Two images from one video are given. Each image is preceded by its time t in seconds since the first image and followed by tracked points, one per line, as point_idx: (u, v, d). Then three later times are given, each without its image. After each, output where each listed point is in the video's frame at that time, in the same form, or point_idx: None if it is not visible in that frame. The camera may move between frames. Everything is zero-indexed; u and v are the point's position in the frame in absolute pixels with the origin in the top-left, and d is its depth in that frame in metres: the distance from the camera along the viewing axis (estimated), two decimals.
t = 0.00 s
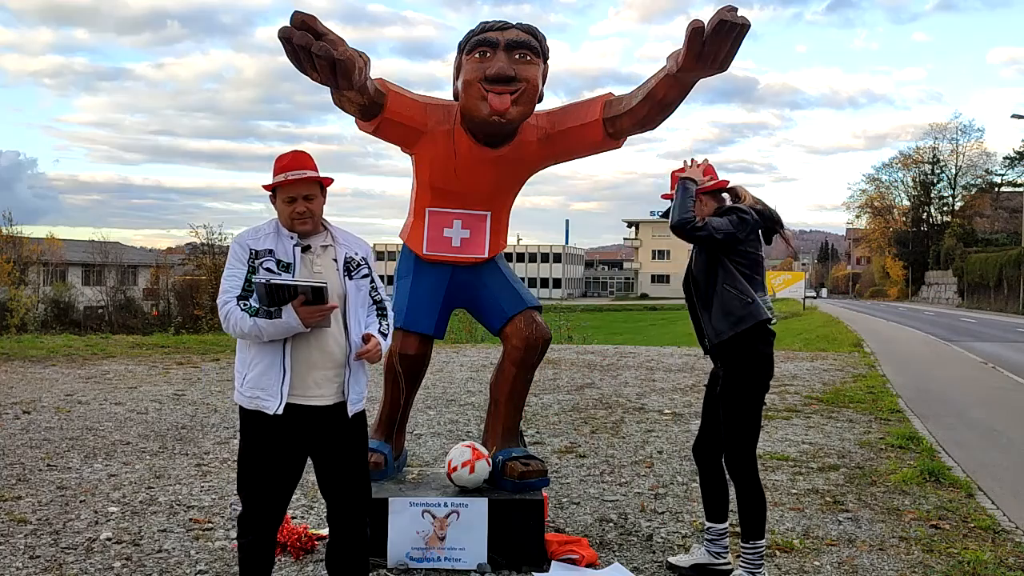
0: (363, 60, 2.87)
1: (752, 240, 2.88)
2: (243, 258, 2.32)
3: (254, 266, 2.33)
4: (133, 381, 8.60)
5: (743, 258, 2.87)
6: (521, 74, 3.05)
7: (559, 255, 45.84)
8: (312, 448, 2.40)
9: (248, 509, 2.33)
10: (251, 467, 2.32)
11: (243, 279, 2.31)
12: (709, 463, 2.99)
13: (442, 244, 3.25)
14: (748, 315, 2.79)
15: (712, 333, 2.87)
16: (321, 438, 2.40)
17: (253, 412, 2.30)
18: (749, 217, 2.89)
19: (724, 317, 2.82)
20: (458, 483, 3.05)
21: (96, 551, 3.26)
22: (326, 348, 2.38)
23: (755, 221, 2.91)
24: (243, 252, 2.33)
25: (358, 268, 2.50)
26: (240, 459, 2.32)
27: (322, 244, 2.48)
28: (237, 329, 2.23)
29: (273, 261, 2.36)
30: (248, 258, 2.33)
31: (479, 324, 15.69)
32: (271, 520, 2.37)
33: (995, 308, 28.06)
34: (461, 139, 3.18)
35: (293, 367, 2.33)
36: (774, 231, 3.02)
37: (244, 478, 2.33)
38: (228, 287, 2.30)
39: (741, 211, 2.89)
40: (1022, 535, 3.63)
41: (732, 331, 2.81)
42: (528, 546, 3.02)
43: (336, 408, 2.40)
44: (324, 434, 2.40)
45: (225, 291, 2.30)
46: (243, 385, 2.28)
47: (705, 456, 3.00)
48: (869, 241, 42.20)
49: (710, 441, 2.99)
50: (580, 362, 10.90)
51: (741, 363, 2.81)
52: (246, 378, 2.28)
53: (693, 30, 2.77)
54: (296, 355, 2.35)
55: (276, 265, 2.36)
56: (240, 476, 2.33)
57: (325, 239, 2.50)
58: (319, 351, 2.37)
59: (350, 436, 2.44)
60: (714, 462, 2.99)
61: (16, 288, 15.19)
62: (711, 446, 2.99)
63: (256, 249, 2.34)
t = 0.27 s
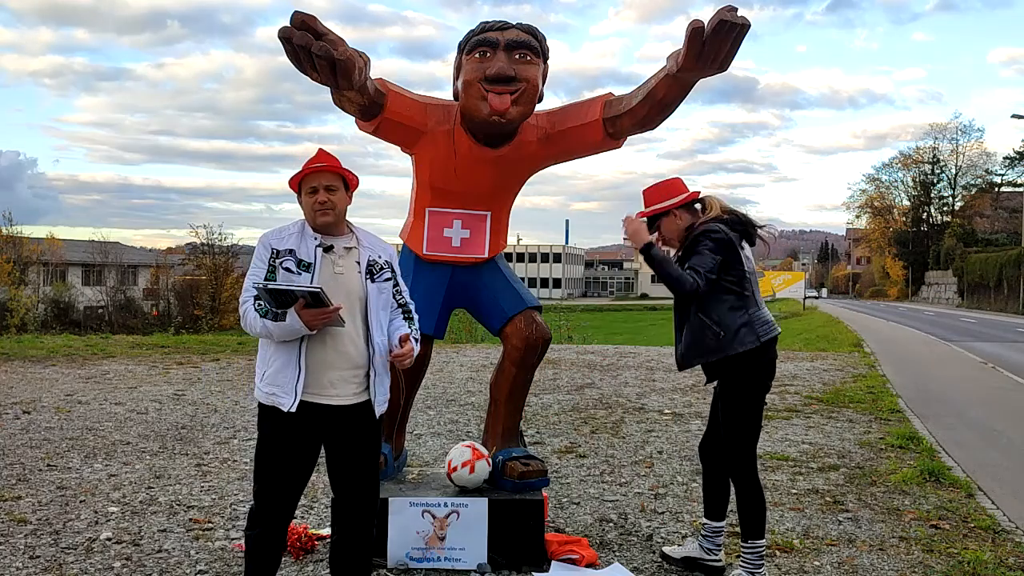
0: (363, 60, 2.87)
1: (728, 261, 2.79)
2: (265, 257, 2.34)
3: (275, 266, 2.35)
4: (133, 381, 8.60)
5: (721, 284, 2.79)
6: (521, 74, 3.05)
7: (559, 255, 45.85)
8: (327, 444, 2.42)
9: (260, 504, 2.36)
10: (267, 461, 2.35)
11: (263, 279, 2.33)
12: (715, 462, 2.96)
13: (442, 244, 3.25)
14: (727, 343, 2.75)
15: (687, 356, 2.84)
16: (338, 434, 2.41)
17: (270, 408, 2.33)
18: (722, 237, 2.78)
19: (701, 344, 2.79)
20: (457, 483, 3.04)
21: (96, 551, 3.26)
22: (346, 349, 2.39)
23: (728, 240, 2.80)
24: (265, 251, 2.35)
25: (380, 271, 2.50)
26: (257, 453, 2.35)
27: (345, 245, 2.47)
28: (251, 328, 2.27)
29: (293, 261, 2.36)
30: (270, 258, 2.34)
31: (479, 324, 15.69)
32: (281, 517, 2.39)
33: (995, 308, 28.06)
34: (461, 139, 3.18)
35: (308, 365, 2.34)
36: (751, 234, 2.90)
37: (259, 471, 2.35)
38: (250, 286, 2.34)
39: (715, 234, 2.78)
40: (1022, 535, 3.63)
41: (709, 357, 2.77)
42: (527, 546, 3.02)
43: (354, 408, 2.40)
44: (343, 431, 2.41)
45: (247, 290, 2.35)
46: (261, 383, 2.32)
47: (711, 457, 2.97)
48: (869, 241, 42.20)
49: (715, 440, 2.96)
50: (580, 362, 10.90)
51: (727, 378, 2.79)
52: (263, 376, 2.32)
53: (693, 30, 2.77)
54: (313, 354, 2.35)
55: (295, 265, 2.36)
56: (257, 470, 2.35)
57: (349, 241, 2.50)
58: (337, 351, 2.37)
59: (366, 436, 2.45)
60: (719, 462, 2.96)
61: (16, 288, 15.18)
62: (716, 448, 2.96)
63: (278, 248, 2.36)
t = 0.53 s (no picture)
0: (363, 60, 2.87)
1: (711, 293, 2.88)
2: (274, 251, 2.37)
3: (283, 260, 2.37)
4: (133, 381, 8.60)
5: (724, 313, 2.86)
6: (521, 74, 3.05)
7: (559, 255, 45.85)
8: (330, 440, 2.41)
9: (262, 497, 2.36)
10: (272, 454, 2.35)
11: (270, 273, 2.35)
12: (704, 465, 2.90)
13: (442, 244, 3.25)
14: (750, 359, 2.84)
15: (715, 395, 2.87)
16: (344, 428, 2.40)
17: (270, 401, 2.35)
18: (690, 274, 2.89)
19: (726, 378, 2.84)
20: (458, 483, 3.05)
21: (96, 551, 3.26)
22: (349, 347, 2.38)
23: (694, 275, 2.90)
24: (275, 246, 2.38)
25: (389, 271, 2.47)
26: (263, 447, 2.35)
27: (354, 244, 2.46)
28: (252, 321, 2.31)
29: (301, 257, 2.38)
30: (278, 252, 2.37)
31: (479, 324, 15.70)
32: (281, 514, 2.39)
33: (995, 308, 28.05)
34: (461, 139, 3.18)
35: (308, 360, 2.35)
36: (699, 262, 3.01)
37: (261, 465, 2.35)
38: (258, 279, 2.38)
39: (684, 276, 2.86)
40: (1022, 535, 3.63)
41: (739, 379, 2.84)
42: (528, 546, 3.02)
43: (359, 405, 2.40)
44: (345, 428, 2.41)
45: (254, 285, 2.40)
46: (263, 375, 2.35)
47: (702, 451, 2.90)
48: (869, 241, 42.21)
49: (707, 442, 2.90)
50: (580, 362, 10.90)
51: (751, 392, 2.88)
52: (265, 368, 2.34)
53: (693, 30, 2.77)
54: (315, 349, 2.35)
55: (302, 261, 2.37)
56: (262, 463, 2.35)
57: (360, 241, 2.49)
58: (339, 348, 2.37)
59: (369, 435, 2.44)
60: (710, 464, 2.90)
61: (16, 288, 15.18)
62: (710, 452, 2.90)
63: (289, 244, 2.39)
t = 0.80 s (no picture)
0: (363, 60, 2.86)
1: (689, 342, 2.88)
2: (253, 255, 2.35)
3: (262, 264, 2.34)
4: (133, 381, 8.60)
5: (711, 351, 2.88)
6: (521, 74, 3.05)
7: (559, 255, 45.86)
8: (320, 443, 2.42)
9: (255, 499, 2.36)
10: (261, 458, 2.36)
11: (250, 276, 2.34)
12: (685, 474, 2.87)
13: (442, 244, 3.25)
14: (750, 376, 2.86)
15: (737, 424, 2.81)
16: (334, 428, 2.41)
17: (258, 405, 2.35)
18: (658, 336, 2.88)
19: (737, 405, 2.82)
20: (458, 483, 3.04)
21: (96, 551, 3.26)
22: (335, 347, 2.37)
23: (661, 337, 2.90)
24: (255, 250, 2.35)
25: (374, 272, 2.48)
26: (252, 452, 2.35)
27: (337, 245, 2.46)
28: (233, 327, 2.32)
29: (281, 259, 2.36)
30: (258, 256, 2.35)
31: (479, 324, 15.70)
32: (277, 514, 2.39)
33: (995, 308, 28.05)
34: (461, 139, 3.18)
35: (292, 361, 2.34)
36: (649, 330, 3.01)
37: (256, 467, 2.36)
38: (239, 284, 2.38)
39: (657, 339, 2.85)
40: (1022, 535, 3.63)
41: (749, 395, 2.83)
42: (528, 546, 3.03)
43: (347, 405, 2.40)
44: (337, 430, 2.41)
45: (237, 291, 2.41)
46: (250, 380, 2.36)
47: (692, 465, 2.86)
48: (869, 241, 42.21)
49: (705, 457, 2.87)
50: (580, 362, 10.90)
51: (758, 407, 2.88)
52: (250, 373, 2.35)
53: (693, 30, 2.77)
54: (298, 350, 2.35)
55: (283, 263, 2.36)
56: (250, 469, 2.36)
57: (343, 241, 2.48)
58: (324, 348, 2.36)
59: (360, 434, 2.44)
60: (692, 474, 2.87)
61: (16, 288, 15.19)
62: (692, 464, 2.86)
63: (268, 246, 2.37)
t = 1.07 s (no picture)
0: (363, 60, 2.86)
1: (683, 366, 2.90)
2: (220, 258, 2.36)
3: (229, 268, 2.36)
4: (133, 381, 8.60)
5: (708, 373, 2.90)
6: (521, 74, 3.05)
7: (559, 255, 45.86)
8: (297, 446, 2.42)
9: (237, 500, 2.36)
10: (239, 459, 2.35)
11: (217, 281, 2.34)
12: (674, 485, 2.87)
13: (443, 244, 3.25)
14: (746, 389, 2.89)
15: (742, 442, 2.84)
16: (308, 431, 2.41)
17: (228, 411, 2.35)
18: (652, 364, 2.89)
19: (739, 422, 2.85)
20: (458, 483, 3.04)
21: (96, 551, 3.26)
22: (305, 350, 2.39)
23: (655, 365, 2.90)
24: (221, 254, 2.37)
25: (341, 272, 2.48)
26: (224, 456, 2.35)
27: (303, 246, 2.47)
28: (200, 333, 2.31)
29: (248, 263, 2.37)
30: (224, 260, 2.36)
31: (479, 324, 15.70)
32: (263, 513, 2.40)
33: (995, 308, 28.05)
34: (461, 139, 3.18)
35: (262, 367, 2.35)
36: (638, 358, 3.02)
37: (241, 472, 2.35)
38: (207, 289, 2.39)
39: (653, 367, 2.85)
40: (1022, 535, 3.63)
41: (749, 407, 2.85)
42: (528, 547, 3.02)
43: (313, 408, 2.40)
44: (314, 433, 2.42)
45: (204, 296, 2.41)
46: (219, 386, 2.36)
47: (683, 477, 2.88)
48: (869, 240, 42.21)
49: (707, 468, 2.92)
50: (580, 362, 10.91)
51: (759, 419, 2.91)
52: (219, 379, 2.35)
53: (693, 30, 2.77)
54: (268, 355, 2.36)
55: (249, 267, 2.37)
56: (226, 470, 2.36)
57: (309, 241, 2.50)
58: (293, 352, 2.37)
59: (337, 440, 2.45)
60: (681, 484, 2.87)
61: (16, 288, 15.19)
62: (681, 476, 2.87)
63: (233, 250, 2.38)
